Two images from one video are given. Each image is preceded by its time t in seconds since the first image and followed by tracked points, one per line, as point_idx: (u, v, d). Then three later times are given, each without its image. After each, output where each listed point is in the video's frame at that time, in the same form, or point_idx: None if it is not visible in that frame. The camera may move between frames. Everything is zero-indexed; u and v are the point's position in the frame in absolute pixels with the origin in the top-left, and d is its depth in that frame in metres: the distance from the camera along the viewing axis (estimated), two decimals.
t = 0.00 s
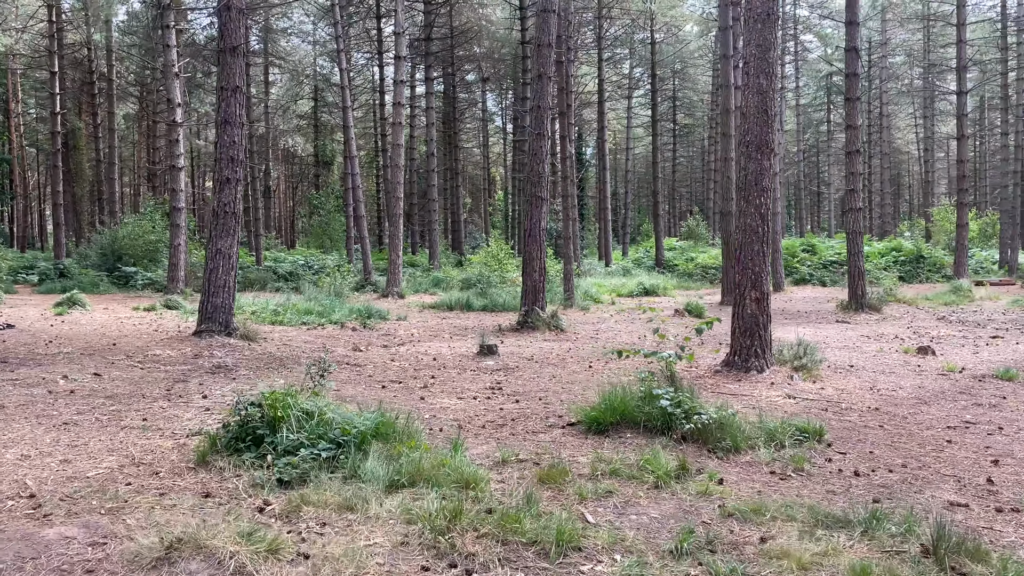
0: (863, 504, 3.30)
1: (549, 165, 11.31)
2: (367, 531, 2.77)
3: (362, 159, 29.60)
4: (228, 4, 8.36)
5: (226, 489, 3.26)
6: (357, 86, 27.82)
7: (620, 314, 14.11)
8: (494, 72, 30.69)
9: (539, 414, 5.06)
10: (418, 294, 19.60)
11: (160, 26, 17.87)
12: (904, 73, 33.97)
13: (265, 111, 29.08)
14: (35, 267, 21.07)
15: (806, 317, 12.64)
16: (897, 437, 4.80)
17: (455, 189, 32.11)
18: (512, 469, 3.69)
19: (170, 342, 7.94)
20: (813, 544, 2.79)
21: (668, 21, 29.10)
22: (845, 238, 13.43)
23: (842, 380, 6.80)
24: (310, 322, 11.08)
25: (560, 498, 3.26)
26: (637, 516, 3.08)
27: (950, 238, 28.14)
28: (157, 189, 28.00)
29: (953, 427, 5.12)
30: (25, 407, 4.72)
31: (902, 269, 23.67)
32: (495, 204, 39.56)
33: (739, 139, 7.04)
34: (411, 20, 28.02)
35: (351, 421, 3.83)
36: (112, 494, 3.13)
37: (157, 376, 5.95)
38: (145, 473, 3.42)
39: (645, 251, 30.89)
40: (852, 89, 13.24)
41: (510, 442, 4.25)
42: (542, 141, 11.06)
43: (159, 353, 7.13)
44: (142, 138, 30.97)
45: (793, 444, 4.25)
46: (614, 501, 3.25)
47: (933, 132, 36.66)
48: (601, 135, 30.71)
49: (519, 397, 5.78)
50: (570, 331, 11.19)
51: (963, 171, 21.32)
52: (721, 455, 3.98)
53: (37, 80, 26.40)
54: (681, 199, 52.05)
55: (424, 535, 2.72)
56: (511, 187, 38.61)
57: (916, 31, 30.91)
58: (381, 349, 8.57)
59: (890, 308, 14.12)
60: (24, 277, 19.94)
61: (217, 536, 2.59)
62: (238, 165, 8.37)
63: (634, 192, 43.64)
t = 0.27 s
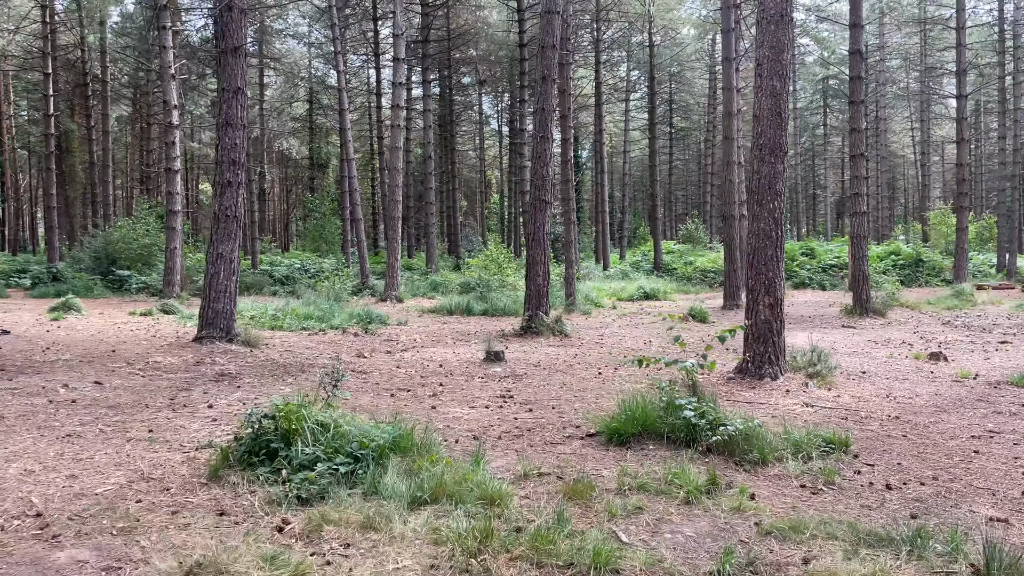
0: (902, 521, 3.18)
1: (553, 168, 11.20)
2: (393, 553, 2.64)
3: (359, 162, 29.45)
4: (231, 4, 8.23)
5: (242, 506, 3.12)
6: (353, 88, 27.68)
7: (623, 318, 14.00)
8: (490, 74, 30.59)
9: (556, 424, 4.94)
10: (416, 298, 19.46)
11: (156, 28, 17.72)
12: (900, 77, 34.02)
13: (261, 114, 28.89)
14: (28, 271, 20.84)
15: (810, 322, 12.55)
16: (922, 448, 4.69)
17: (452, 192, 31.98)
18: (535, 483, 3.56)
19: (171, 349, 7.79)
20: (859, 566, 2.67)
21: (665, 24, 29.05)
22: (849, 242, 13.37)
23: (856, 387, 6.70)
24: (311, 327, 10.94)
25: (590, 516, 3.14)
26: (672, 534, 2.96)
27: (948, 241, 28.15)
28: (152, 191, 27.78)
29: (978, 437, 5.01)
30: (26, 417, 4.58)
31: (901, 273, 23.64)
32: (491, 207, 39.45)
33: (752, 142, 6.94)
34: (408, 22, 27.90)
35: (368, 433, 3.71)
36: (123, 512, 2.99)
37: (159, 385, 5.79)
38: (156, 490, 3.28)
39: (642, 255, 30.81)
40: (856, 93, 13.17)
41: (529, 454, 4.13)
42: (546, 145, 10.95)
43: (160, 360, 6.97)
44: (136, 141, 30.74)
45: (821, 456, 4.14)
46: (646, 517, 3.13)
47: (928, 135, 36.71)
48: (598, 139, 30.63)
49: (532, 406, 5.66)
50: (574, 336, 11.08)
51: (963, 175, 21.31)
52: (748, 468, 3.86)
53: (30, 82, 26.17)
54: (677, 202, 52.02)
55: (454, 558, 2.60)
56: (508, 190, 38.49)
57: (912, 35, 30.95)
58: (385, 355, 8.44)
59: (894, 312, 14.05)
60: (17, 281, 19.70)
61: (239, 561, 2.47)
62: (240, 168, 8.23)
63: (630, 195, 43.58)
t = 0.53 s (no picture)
0: (942, 534, 3.07)
1: (556, 169, 11.07)
2: (419, 570, 2.51)
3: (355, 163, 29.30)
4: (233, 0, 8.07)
5: (257, 518, 2.99)
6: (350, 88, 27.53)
7: (625, 321, 13.88)
8: (487, 76, 30.49)
9: (572, 430, 4.80)
10: (414, 300, 19.31)
11: (153, 26, 17.55)
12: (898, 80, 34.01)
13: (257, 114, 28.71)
14: (22, 272, 20.64)
15: (815, 325, 12.45)
16: (948, 455, 4.57)
17: (450, 193, 31.86)
18: (558, 493, 3.43)
19: (171, 351, 7.64)
20: None
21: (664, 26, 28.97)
22: (853, 244, 13.30)
23: (872, 392, 6.59)
24: (311, 329, 10.80)
25: (619, 528, 3.01)
26: (706, 549, 2.83)
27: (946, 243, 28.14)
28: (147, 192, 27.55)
29: (1003, 443, 4.90)
30: (27, 423, 4.43)
31: (901, 276, 23.60)
32: (488, 208, 39.32)
33: (764, 142, 6.83)
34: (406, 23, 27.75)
35: (383, 441, 3.57)
36: (133, 525, 2.85)
37: (162, 389, 5.65)
38: (166, 501, 3.14)
39: (640, 257, 30.76)
40: (860, 94, 13.08)
41: (549, 461, 4.00)
42: (550, 145, 10.81)
43: (161, 363, 6.82)
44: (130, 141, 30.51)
45: (848, 464, 4.02)
46: (678, 531, 3.01)
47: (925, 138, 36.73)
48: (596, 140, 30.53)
49: (544, 411, 5.53)
50: (578, 339, 10.96)
51: (963, 178, 21.27)
52: (775, 477, 3.74)
53: (24, 81, 25.94)
54: (673, 204, 51.96)
55: (484, 574, 2.48)
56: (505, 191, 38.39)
57: (910, 38, 30.95)
58: (389, 358, 8.30)
59: (898, 316, 13.96)
60: (10, 281, 19.48)
61: None
62: (242, 167, 8.07)
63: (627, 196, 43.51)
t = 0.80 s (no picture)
0: (989, 550, 2.94)
1: (564, 169, 10.92)
2: None
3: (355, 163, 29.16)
4: None
5: (275, 532, 2.86)
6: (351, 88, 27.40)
7: (631, 323, 13.75)
8: (489, 76, 30.38)
9: (591, 437, 4.67)
10: (416, 301, 19.16)
11: (155, 25, 17.38)
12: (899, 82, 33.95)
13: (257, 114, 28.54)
14: (21, 272, 20.47)
15: (824, 328, 12.33)
16: (979, 463, 4.45)
17: (450, 194, 31.73)
18: (586, 504, 3.31)
19: (175, 353, 7.50)
20: None
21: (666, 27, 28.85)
22: (861, 246, 13.19)
23: (891, 397, 6.47)
24: (316, 331, 10.66)
25: (653, 543, 2.88)
26: (747, 566, 2.71)
27: (948, 246, 28.06)
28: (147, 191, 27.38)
29: None
30: (31, 429, 4.30)
31: (904, 278, 23.50)
32: (488, 209, 39.17)
33: (781, 142, 6.70)
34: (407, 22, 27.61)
35: (403, 449, 3.44)
36: (146, 541, 2.72)
37: (168, 392, 5.51)
38: (179, 513, 3.01)
39: (641, 258, 30.65)
40: (869, 94, 12.96)
41: (571, 470, 3.87)
42: (557, 145, 10.67)
43: (166, 366, 6.69)
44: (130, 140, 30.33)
45: (880, 474, 3.89)
46: (716, 546, 2.88)
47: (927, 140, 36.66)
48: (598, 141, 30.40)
49: (560, 416, 5.40)
50: (586, 342, 10.83)
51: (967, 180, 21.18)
52: (808, 487, 3.62)
53: (23, 80, 25.76)
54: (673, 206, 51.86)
55: None
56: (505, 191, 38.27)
57: (913, 40, 30.88)
58: (397, 361, 8.16)
59: (906, 318, 13.84)
60: (9, 281, 19.32)
61: None
62: (248, 166, 7.94)
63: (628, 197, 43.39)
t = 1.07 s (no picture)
0: None
1: (573, 169, 10.78)
2: None
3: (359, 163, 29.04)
4: None
5: (293, 550, 2.73)
6: (355, 88, 27.31)
7: (639, 326, 13.61)
8: (493, 77, 30.28)
9: (612, 445, 4.55)
10: (421, 302, 19.06)
11: (159, 23, 17.24)
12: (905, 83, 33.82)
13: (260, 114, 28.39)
14: (23, 271, 20.36)
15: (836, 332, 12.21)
16: (1012, 476, 4.32)
17: (454, 194, 31.60)
18: (615, 521, 3.17)
19: (181, 356, 7.39)
20: None
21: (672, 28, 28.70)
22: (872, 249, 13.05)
23: (912, 404, 6.35)
24: (322, 333, 10.54)
25: (690, 564, 2.75)
26: None
27: (954, 248, 27.93)
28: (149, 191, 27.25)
29: None
30: (37, 436, 4.18)
31: (911, 281, 23.36)
32: (490, 209, 39.06)
33: (801, 144, 6.58)
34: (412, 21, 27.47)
35: (425, 461, 3.30)
36: (159, 559, 2.60)
37: (176, 398, 5.39)
38: (192, 528, 2.88)
39: (646, 260, 30.51)
40: (880, 95, 12.83)
41: (596, 481, 3.74)
42: (567, 145, 10.54)
43: (172, 369, 6.56)
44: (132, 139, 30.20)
45: (916, 488, 3.76)
46: (756, 567, 2.74)
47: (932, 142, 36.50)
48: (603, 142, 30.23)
49: (577, 424, 5.26)
50: (595, 345, 10.70)
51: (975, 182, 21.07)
52: (842, 501, 3.49)
53: (26, 78, 25.60)
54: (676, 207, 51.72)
55: None
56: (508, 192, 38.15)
57: (919, 41, 30.75)
58: (406, 365, 8.04)
59: (917, 322, 13.72)
60: (12, 281, 19.20)
61: None
62: (255, 166, 7.82)
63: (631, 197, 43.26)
